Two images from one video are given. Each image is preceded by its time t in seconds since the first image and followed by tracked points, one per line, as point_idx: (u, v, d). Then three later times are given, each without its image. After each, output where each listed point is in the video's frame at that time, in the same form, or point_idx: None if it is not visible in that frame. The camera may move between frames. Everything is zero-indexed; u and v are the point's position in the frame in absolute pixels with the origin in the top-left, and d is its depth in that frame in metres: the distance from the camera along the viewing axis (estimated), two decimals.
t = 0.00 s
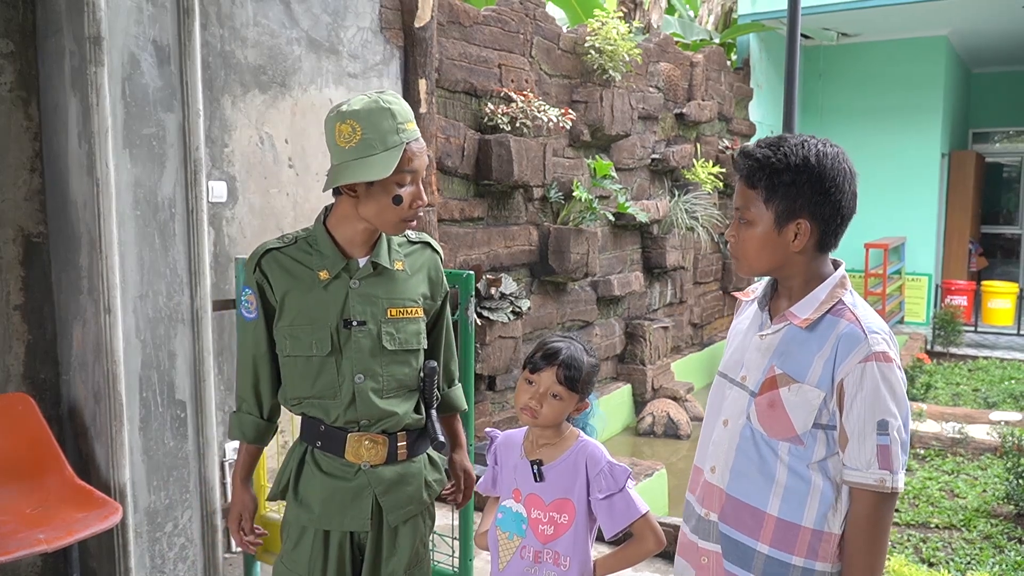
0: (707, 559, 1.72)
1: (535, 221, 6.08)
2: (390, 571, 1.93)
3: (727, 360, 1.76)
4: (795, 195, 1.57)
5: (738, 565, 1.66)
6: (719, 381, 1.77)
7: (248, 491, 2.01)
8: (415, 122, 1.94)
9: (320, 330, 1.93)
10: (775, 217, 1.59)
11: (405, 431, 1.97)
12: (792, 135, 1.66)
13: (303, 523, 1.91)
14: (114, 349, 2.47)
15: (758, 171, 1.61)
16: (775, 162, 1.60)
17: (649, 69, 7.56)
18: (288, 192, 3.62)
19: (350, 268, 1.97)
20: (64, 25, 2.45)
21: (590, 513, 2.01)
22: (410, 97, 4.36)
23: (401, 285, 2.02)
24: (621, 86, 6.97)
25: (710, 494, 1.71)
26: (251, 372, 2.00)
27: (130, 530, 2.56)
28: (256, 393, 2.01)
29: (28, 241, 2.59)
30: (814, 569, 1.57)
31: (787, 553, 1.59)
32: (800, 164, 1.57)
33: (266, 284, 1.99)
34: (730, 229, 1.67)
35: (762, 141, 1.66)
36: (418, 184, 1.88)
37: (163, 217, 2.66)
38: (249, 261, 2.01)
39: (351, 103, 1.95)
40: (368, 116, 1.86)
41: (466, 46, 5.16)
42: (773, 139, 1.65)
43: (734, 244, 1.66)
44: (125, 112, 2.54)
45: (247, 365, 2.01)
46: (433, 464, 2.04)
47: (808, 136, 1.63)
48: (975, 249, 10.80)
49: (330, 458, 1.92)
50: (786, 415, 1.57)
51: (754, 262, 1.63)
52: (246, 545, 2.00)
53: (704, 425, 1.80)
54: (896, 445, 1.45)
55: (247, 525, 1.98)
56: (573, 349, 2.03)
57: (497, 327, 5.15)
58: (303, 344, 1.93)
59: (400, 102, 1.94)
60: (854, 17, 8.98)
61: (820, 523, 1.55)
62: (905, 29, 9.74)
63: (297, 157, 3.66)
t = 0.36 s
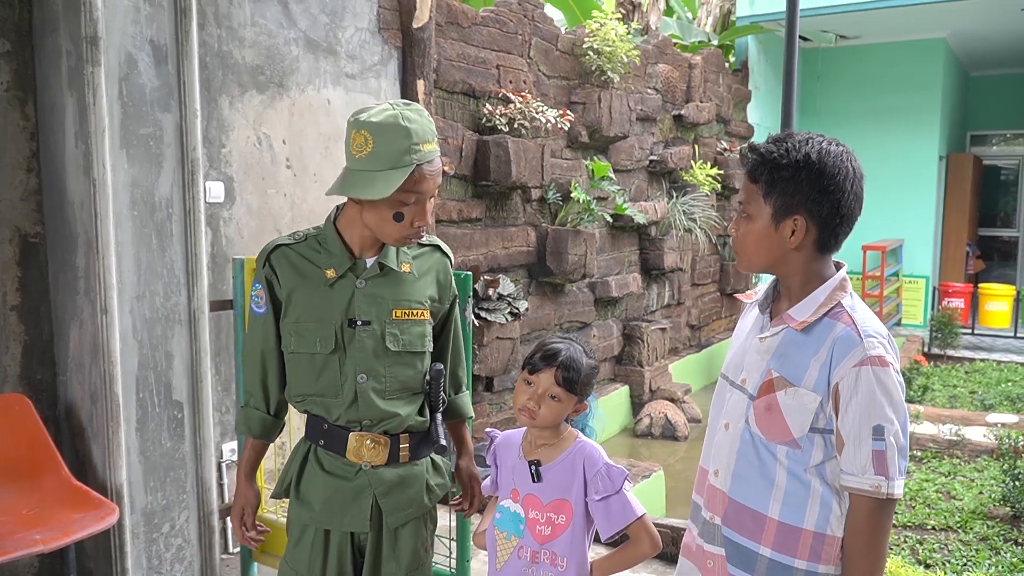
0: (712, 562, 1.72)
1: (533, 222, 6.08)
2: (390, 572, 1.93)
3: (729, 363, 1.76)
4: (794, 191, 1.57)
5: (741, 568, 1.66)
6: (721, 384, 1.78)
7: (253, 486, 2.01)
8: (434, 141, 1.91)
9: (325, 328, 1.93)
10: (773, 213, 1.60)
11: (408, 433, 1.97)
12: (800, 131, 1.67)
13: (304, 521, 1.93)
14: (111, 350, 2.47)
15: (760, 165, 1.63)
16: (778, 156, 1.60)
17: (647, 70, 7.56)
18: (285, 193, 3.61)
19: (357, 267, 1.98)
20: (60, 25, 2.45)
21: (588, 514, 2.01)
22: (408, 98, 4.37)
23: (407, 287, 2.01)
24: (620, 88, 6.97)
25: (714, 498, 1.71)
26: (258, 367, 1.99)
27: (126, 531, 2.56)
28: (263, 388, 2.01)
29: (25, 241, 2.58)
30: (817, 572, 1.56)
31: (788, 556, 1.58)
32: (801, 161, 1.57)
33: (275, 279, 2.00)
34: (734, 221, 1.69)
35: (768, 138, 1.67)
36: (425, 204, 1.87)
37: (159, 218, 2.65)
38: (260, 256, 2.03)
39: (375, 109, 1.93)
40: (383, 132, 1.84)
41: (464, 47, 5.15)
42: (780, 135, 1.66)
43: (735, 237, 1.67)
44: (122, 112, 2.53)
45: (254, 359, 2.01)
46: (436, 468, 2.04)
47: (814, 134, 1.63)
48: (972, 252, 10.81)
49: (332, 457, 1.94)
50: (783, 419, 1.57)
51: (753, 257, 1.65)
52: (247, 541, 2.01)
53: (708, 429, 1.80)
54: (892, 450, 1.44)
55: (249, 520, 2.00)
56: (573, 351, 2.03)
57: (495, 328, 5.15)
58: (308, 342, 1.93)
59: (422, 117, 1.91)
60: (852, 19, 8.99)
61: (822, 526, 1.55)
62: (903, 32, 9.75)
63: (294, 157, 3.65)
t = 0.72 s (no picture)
0: (723, 570, 1.70)
1: (530, 222, 6.08)
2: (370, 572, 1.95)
3: (725, 363, 1.79)
4: (803, 200, 1.56)
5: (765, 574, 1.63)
6: (720, 385, 1.78)
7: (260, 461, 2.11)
8: (442, 159, 1.89)
9: (322, 324, 1.97)
10: (783, 222, 1.58)
11: (397, 436, 1.96)
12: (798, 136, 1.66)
13: (291, 510, 1.99)
14: (107, 350, 2.47)
15: (764, 175, 1.60)
16: (781, 164, 1.59)
17: (644, 70, 7.57)
18: (282, 192, 3.61)
19: (360, 269, 1.99)
20: (58, 25, 2.45)
21: (587, 513, 2.01)
22: (405, 98, 4.37)
23: (407, 294, 1.98)
24: (617, 87, 6.98)
25: (726, 504, 1.69)
26: (267, 352, 2.06)
27: (123, 531, 2.56)
28: (273, 370, 2.07)
29: (21, 240, 2.58)
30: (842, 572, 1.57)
31: (814, 557, 1.58)
32: (805, 168, 1.57)
33: (285, 268, 2.07)
34: (737, 232, 1.66)
35: (767, 144, 1.66)
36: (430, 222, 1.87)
37: (157, 218, 2.65)
38: (276, 243, 2.11)
39: (377, 125, 1.90)
40: (387, 156, 1.83)
41: (461, 47, 5.15)
42: (779, 142, 1.64)
43: (742, 248, 1.64)
44: (118, 112, 2.53)
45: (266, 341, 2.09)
46: (425, 472, 2.01)
47: (812, 137, 1.63)
48: (969, 251, 10.82)
49: (322, 450, 1.99)
50: (806, 421, 1.57)
51: (763, 268, 1.62)
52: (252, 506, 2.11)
53: (706, 430, 1.80)
54: (915, 448, 1.46)
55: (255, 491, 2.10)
56: (569, 350, 2.03)
57: (492, 328, 5.15)
58: (307, 335, 1.98)
59: (429, 136, 1.89)
60: (848, 19, 9.00)
61: (844, 524, 1.56)
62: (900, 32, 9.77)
63: (291, 157, 3.65)
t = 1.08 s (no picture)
0: (719, 569, 1.71)
1: (528, 220, 6.08)
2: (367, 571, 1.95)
3: (718, 361, 1.80)
4: (792, 198, 1.55)
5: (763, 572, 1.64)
6: (716, 386, 1.77)
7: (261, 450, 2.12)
8: (428, 157, 1.88)
9: (317, 321, 1.97)
10: (777, 224, 1.56)
11: (393, 435, 1.97)
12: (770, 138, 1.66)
13: (287, 510, 1.99)
14: (105, 348, 2.47)
15: (746, 182, 1.59)
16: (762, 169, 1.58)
17: (642, 68, 7.57)
18: (280, 190, 3.61)
19: (355, 265, 1.99)
20: (55, 23, 2.45)
21: (580, 512, 2.01)
22: (403, 96, 4.36)
23: (403, 291, 1.97)
24: (615, 85, 6.97)
25: (726, 503, 1.69)
26: (268, 347, 2.08)
27: (122, 529, 2.56)
28: (275, 363, 2.08)
29: (19, 239, 2.58)
30: (840, 569, 1.58)
31: (813, 556, 1.59)
32: (782, 165, 1.57)
33: (283, 262, 2.08)
34: (730, 241, 1.63)
35: (741, 150, 1.65)
36: (422, 220, 1.87)
37: (155, 216, 2.64)
38: (275, 238, 2.12)
39: (358, 127, 1.90)
40: (369, 158, 1.82)
41: (459, 45, 5.15)
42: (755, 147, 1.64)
43: (738, 258, 1.61)
44: (116, 110, 2.52)
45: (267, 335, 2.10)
46: (421, 472, 2.01)
47: (784, 136, 1.64)
48: (967, 249, 10.83)
49: (318, 449, 1.99)
50: (801, 422, 1.57)
51: (763, 273, 1.59)
52: (253, 499, 2.13)
53: (702, 430, 1.81)
54: (918, 443, 1.45)
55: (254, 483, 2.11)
56: (562, 348, 2.03)
57: (490, 326, 5.15)
58: (303, 331, 1.99)
59: (413, 134, 1.88)
60: (846, 17, 9.00)
61: (842, 522, 1.57)
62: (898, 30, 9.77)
63: (289, 155, 3.65)
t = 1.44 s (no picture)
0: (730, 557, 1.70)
1: (528, 218, 6.07)
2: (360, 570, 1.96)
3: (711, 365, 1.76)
4: (697, 266, 1.48)
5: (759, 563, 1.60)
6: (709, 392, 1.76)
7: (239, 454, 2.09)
8: (411, 153, 1.87)
9: (298, 320, 1.96)
10: (690, 286, 1.51)
11: (380, 433, 1.97)
12: (704, 181, 1.51)
13: (276, 514, 1.98)
14: (105, 345, 2.47)
15: (662, 240, 1.52)
16: (675, 234, 1.49)
17: (642, 67, 7.57)
18: (280, 188, 3.61)
19: (337, 263, 1.97)
20: (55, 20, 2.44)
21: (577, 510, 2.01)
22: (403, 94, 4.35)
23: (386, 289, 1.97)
24: (615, 83, 6.96)
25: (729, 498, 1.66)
26: (249, 348, 2.06)
27: (122, 526, 2.56)
28: (254, 365, 2.06)
29: (19, 236, 2.57)
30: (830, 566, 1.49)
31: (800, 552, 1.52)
32: (691, 229, 1.47)
33: (262, 261, 2.05)
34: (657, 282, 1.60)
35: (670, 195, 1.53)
36: (398, 217, 1.86)
37: (154, 214, 2.64)
38: (253, 238, 2.09)
39: (346, 118, 1.90)
40: (351, 147, 1.82)
41: (459, 43, 5.14)
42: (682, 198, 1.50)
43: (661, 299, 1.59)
44: (116, 107, 2.52)
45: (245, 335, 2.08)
46: (410, 468, 2.03)
47: (712, 178, 1.49)
48: (966, 249, 10.83)
49: (305, 452, 1.98)
50: (744, 449, 1.54)
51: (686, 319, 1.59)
52: (231, 502, 2.10)
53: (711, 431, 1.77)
54: (813, 489, 1.35)
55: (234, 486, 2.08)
56: (558, 346, 2.03)
57: (490, 325, 5.15)
58: (285, 330, 1.97)
59: (398, 130, 1.87)
60: (846, 16, 8.99)
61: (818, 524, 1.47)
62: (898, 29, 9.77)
63: (289, 152, 3.65)
